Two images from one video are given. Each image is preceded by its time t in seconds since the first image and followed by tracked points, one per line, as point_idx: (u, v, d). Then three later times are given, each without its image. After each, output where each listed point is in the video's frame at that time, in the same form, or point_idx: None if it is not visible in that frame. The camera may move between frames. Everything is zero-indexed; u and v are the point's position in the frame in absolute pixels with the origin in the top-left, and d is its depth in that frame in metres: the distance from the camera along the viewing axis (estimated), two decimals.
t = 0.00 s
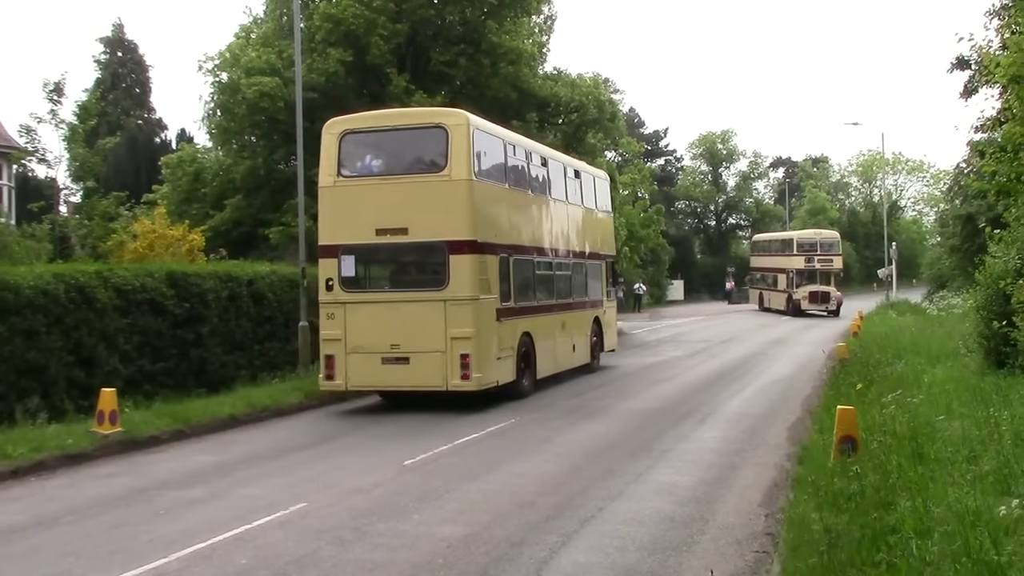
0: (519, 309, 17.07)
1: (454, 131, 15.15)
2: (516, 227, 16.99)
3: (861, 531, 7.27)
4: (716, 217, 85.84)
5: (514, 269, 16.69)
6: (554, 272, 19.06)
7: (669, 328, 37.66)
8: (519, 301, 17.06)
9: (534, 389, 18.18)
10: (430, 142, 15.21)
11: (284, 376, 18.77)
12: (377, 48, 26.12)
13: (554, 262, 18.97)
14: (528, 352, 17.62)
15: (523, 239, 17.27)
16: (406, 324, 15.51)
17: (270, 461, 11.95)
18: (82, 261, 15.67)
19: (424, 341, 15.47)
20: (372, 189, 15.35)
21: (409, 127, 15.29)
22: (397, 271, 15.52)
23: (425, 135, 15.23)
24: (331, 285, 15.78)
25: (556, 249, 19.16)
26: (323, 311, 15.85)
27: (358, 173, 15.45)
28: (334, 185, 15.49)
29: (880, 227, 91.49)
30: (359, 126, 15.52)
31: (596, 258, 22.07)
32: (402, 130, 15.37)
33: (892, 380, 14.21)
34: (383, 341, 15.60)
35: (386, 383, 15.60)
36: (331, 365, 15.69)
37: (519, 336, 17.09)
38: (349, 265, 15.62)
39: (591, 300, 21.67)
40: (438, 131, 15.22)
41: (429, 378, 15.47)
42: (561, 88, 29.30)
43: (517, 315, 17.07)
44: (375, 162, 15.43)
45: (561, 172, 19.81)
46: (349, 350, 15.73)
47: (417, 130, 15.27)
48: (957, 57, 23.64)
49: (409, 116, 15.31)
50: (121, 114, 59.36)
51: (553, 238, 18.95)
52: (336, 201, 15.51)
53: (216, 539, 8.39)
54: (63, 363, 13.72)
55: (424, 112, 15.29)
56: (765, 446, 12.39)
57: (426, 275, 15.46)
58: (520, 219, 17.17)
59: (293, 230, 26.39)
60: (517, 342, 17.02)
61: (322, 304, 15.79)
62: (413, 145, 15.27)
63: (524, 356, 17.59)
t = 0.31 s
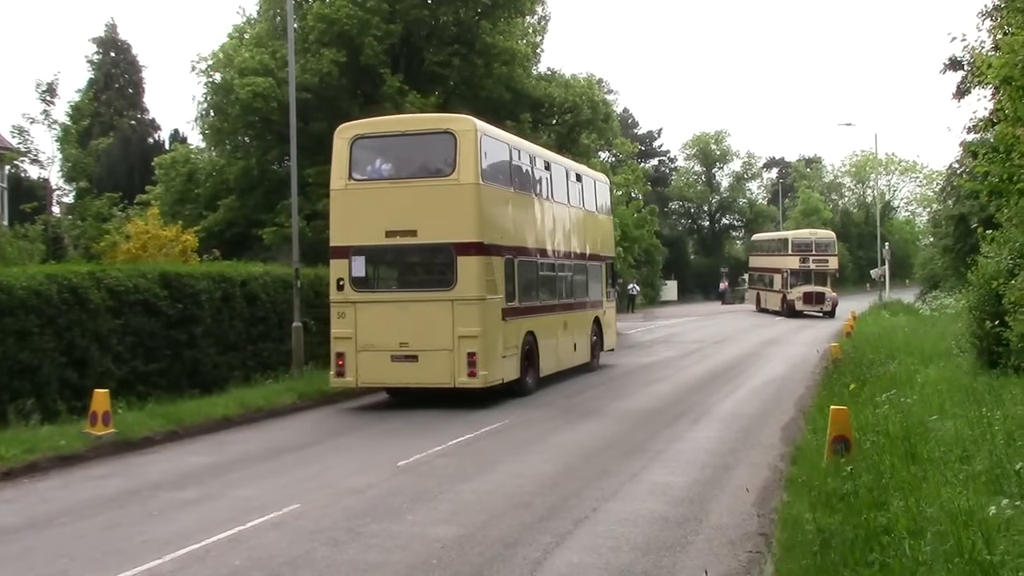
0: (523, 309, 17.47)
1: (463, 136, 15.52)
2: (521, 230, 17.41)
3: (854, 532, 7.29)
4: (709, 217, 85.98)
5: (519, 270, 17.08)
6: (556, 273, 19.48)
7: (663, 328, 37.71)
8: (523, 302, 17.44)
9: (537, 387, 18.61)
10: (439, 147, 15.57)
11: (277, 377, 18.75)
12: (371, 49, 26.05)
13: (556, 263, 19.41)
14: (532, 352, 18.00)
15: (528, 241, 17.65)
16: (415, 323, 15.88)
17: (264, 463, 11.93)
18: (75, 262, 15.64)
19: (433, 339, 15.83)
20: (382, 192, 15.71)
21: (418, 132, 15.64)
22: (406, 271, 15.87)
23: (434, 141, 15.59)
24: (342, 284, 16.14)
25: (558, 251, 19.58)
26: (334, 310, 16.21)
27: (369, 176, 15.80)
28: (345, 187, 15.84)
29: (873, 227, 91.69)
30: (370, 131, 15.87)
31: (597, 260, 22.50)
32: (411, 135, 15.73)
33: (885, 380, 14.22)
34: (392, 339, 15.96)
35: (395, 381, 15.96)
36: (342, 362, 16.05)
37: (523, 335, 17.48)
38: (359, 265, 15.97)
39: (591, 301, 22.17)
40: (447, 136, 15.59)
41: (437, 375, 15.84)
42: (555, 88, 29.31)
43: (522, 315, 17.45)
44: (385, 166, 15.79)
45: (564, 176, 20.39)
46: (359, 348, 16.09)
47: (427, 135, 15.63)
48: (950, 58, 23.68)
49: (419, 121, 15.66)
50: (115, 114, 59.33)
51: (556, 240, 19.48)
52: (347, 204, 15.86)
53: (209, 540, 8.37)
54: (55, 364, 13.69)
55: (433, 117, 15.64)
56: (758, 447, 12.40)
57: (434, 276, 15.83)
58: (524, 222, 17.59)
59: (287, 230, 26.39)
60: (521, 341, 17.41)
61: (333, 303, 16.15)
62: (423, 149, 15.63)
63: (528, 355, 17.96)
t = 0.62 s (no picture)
0: (528, 309, 18.17)
1: (472, 143, 16.20)
2: (526, 232, 18.13)
3: (845, 532, 7.31)
4: (701, 218, 86.08)
5: (524, 271, 17.78)
6: (558, 274, 20.19)
7: (654, 329, 37.72)
8: (528, 302, 18.15)
9: (540, 384, 19.31)
10: (449, 153, 16.26)
11: (269, 377, 18.71)
12: (362, 49, 25.97)
13: (558, 264, 20.13)
14: (536, 350, 18.70)
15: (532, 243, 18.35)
16: (425, 322, 16.61)
17: (255, 463, 11.91)
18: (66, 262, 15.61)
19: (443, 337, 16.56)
20: (395, 197, 16.42)
21: (429, 139, 16.33)
22: (417, 272, 16.57)
23: (444, 147, 16.27)
24: (356, 285, 16.87)
25: (560, 252, 20.32)
26: (348, 309, 16.94)
27: (382, 181, 16.50)
28: (359, 192, 16.55)
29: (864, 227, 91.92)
30: (382, 137, 16.57)
31: (596, 262, 23.21)
32: (422, 142, 16.43)
33: (876, 380, 14.27)
34: (404, 338, 16.71)
35: (407, 377, 16.71)
36: (355, 359, 16.79)
37: (527, 334, 18.17)
38: (372, 267, 16.69)
39: (591, 300, 22.85)
40: (456, 143, 16.27)
41: (446, 372, 16.57)
42: (547, 89, 29.32)
43: (526, 315, 18.14)
44: (398, 171, 16.48)
45: (566, 180, 21.11)
46: (372, 345, 16.83)
47: (437, 142, 16.31)
48: (940, 59, 23.69)
49: (430, 128, 16.35)
50: (105, 114, 59.09)
51: (558, 242, 20.21)
52: (361, 207, 16.58)
53: (200, 541, 8.36)
54: (46, 365, 13.65)
55: (443, 125, 16.33)
56: (749, 447, 12.43)
57: (444, 277, 16.54)
58: (529, 225, 18.32)
59: (278, 230, 26.33)
60: (526, 340, 18.11)
61: (347, 303, 16.88)
62: (433, 156, 16.32)
63: (532, 353, 18.65)
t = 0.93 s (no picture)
0: (530, 308, 19.01)
1: (478, 151, 17.00)
2: (529, 235, 18.98)
3: (832, 532, 7.34)
4: (690, 219, 86.29)
5: (527, 272, 18.63)
6: (559, 274, 21.00)
7: (643, 329, 37.75)
8: (531, 301, 18.98)
9: (542, 380, 20.09)
10: (457, 160, 17.06)
11: (256, 379, 18.66)
12: (351, 49, 25.91)
13: (558, 265, 20.94)
14: (537, 347, 19.52)
15: (532, 244, 19.20)
16: (434, 320, 17.44)
17: (243, 464, 11.89)
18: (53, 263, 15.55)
19: (451, 335, 17.39)
20: (405, 201, 17.20)
21: (438, 147, 17.11)
22: (426, 273, 17.39)
23: (452, 154, 17.08)
24: (367, 286, 17.65)
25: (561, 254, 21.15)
26: (359, 309, 17.72)
27: (393, 187, 17.27)
28: (371, 197, 17.32)
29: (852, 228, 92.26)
30: (393, 145, 17.34)
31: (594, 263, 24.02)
32: (430, 150, 17.20)
33: (863, 380, 14.33)
34: (414, 335, 17.53)
35: (416, 373, 17.53)
36: (367, 356, 17.59)
37: (530, 332, 19.01)
38: (383, 268, 17.48)
39: (589, 300, 23.62)
40: (464, 150, 17.07)
41: (454, 368, 17.42)
42: (536, 90, 29.36)
43: (529, 314, 18.95)
44: (407, 177, 17.27)
45: (566, 185, 21.89)
46: (382, 343, 17.63)
47: (445, 149, 17.11)
48: (927, 61, 23.79)
49: (439, 137, 17.13)
50: (92, 114, 58.87)
51: (559, 245, 21.00)
52: (373, 211, 17.36)
53: (187, 543, 8.33)
54: (32, 366, 13.60)
55: (451, 133, 17.12)
56: (736, 447, 12.48)
57: (452, 277, 17.37)
58: (532, 228, 19.18)
59: (266, 231, 26.26)
60: (528, 338, 18.93)
61: (359, 302, 17.67)
62: (441, 163, 17.12)
63: (534, 350, 19.48)
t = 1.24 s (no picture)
0: (531, 308, 19.93)
1: (482, 159, 17.90)
2: (530, 238, 19.92)
3: (817, 532, 7.37)
4: (675, 220, 86.50)
5: (528, 273, 19.55)
6: (557, 275, 21.92)
7: (629, 330, 37.78)
8: (532, 301, 19.89)
9: (542, 377, 20.95)
10: (462, 168, 17.97)
11: (242, 381, 18.61)
12: (336, 51, 25.82)
13: (557, 267, 21.88)
14: (538, 345, 20.43)
15: (532, 247, 20.11)
16: (441, 320, 18.35)
17: (228, 467, 11.86)
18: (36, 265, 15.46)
19: (457, 334, 18.30)
20: (413, 208, 18.12)
21: (444, 155, 18.01)
22: (432, 275, 18.29)
23: (457, 163, 17.98)
24: (377, 288, 18.53)
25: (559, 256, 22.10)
26: (370, 310, 18.60)
27: (401, 193, 18.18)
28: (380, 203, 18.23)
29: (837, 229, 92.64)
30: (401, 154, 18.23)
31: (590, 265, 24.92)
32: (436, 158, 18.10)
33: (848, 381, 14.38)
34: (422, 334, 18.43)
35: (425, 370, 18.43)
36: (377, 355, 18.48)
37: (531, 331, 19.92)
38: (392, 271, 18.38)
39: (586, 300, 24.58)
40: (468, 159, 17.97)
41: (461, 366, 18.33)
42: (521, 91, 29.38)
43: (530, 314, 19.84)
44: (415, 184, 18.16)
45: (562, 188, 22.77)
46: (392, 342, 18.52)
47: (451, 158, 18.01)
48: (910, 63, 23.89)
49: (444, 146, 18.01)
50: (76, 116, 58.50)
51: (556, 247, 21.89)
52: (382, 217, 18.27)
53: (172, 547, 8.29)
54: (15, 370, 13.52)
55: (456, 142, 18.00)
56: (722, 447, 12.52)
57: (458, 279, 18.27)
58: (532, 232, 20.12)
59: (252, 233, 26.18)
60: (530, 336, 19.84)
61: (369, 304, 18.54)
62: (447, 171, 18.03)
63: (535, 348, 20.39)
